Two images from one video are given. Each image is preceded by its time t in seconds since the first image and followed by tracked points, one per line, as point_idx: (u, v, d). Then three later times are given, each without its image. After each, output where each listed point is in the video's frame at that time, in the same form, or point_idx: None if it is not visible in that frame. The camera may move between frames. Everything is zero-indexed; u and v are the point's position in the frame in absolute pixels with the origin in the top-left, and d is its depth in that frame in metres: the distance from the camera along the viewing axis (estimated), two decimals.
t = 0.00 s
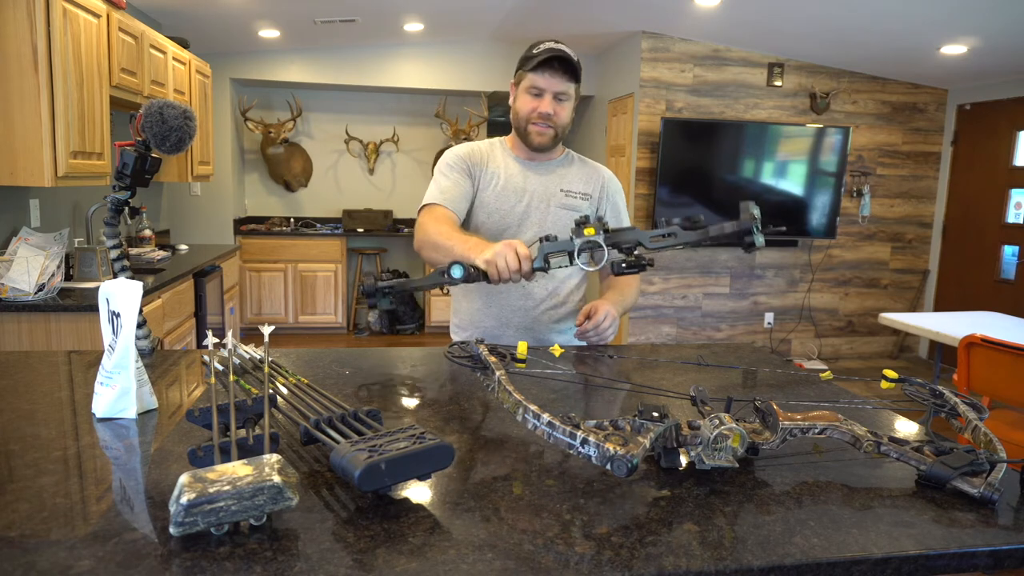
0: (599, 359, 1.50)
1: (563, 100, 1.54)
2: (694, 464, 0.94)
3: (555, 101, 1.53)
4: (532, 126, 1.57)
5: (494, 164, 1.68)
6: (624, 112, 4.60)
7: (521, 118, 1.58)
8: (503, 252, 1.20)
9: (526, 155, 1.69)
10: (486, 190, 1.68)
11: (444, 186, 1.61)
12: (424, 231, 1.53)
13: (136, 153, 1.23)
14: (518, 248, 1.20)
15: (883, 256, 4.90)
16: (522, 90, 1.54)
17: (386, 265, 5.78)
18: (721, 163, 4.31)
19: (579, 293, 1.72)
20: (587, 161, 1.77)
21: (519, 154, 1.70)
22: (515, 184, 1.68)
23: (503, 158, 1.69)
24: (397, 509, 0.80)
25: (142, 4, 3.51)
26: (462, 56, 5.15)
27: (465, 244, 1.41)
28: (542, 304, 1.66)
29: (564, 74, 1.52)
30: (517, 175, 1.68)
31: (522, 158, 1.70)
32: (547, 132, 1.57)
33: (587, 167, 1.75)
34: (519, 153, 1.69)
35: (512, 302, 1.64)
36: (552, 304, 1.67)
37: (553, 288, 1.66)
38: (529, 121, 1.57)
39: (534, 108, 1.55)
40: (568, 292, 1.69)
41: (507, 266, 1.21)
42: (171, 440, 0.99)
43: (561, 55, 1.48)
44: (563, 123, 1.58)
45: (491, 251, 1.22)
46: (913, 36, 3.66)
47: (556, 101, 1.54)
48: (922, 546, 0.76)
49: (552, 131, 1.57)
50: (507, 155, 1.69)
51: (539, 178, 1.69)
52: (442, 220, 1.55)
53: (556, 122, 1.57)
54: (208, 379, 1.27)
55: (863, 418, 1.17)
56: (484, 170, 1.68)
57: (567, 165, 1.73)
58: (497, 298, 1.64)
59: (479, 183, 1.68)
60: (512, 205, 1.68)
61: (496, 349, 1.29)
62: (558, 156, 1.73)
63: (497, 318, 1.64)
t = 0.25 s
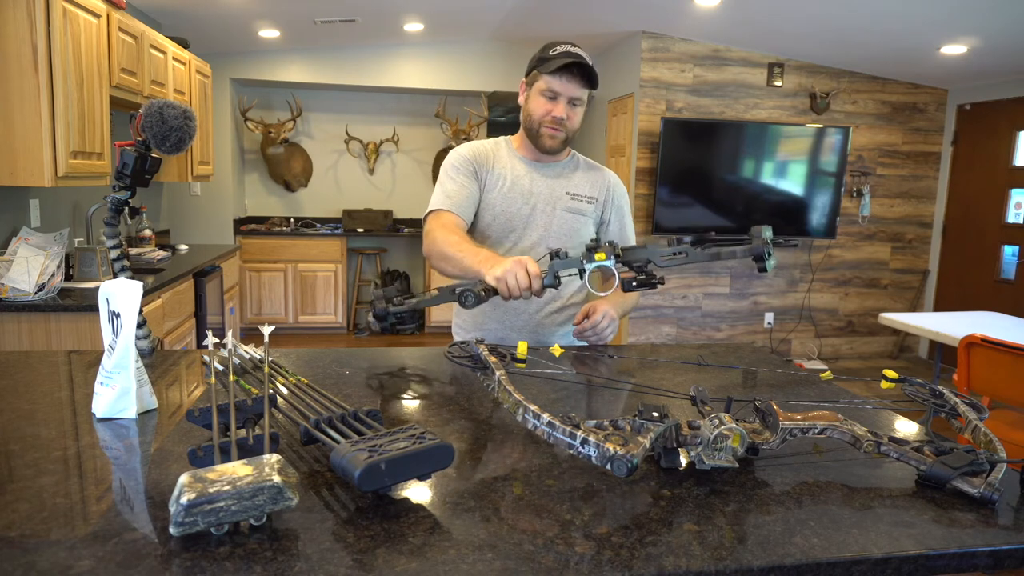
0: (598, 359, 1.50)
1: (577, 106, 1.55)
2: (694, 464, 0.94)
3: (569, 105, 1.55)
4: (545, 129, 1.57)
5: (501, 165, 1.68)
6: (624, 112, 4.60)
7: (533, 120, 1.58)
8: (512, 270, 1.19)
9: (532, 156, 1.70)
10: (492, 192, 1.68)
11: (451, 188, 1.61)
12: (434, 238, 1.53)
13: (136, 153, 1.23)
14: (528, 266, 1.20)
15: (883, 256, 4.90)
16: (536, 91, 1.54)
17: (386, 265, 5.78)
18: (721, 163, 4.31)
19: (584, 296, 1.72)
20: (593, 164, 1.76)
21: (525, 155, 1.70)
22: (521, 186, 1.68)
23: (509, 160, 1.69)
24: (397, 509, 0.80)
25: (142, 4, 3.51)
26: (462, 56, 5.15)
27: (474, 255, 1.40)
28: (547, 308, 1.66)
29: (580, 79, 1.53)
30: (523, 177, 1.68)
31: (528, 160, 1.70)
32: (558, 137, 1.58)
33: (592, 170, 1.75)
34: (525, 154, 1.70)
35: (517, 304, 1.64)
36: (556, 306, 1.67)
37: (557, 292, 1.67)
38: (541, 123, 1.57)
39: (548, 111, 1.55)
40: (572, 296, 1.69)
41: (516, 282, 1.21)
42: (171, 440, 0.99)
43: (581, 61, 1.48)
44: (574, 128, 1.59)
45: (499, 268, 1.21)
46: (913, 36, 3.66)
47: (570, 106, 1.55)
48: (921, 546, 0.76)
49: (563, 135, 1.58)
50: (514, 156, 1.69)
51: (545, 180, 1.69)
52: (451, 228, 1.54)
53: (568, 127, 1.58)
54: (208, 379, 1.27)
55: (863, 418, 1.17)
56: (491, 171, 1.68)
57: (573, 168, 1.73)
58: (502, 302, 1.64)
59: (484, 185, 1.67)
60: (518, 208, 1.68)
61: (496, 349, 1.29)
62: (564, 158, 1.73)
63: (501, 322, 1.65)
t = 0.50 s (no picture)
0: (598, 359, 1.50)
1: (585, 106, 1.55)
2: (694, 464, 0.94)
3: (577, 106, 1.54)
4: (552, 129, 1.57)
5: (504, 166, 1.68)
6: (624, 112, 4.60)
7: (540, 119, 1.58)
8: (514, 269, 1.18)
9: (536, 157, 1.70)
10: (495, 194, 1.67)
11: (454, 191, 1.61)
12: (433, 239, 1.53)
13: (136, 153, 1.23)
14: (529, 263, 1.19)
15: (883, 256, 4.90)
16: (544, 91, 1.54)
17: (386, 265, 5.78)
18: (721, 163, 4.31)
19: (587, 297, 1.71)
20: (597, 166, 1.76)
21: (529, 156, 1.70)
22: (525, 187, 1.68)
23: (513, 161, 1.69)
24: (397, 509, 0.80)
25: (142, 4, 3.51)
26: (462, 56, 5.15)
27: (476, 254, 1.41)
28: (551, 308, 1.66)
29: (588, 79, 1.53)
30: (527, 179, 1.68)
31: (533, 161, 1.70)
32: (564, 137, 1.58)
33: (596, 171, 1.75)
34: (530, 156, 1.70)
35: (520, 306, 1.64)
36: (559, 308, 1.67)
37: (561, 293, 1.66)
38: (548, 123, 1.57)
39: (556, 111, 1.55)
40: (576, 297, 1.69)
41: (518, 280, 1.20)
42: (171, 440, 0.99)
43: (591, 61, 1.48)
44: (580, 128, 1.59)
45: (500, 267, 1.20)
46: (913, 36, 3.66)
47: (578, 106, 1.55)
48: (922, 546, 0.76)
49: (569, 135, 1.58)
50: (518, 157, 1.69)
51: (549, 182, 1.69)
52: (452, 229, 1.54)
53: (575, 127, 1.58)
54: (208, 379, 1.27)
55: (863, 418, 1.17)
56: (494, 173, 1.68)
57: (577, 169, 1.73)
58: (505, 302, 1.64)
59: (488, 186, 1.67)
60: (521, 210, 1.68)
61: (496, 349, 1.29)
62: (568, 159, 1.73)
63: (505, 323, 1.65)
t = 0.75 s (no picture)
0: (598, 359, 1.50)
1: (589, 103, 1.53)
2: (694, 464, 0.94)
3: (581, 103, 1.53)
4: (555, 125, 1.55)
5: (507, 164, 1.67)
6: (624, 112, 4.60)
7: (544, 116, 1.57)
8: (522, 224, 1.21)
9: (540, 156, 1.68)
10: (498, 190, 1.68)
11: (454, 184, 1.61)
12: (434, 221, 1.53)
13: (136, 153, 1.23)
14: (535, 216, 1.22)
15: (883, 256, 4.90)
16: (548, 88, 1.53)
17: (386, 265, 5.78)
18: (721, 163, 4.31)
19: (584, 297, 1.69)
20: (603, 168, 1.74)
21: (534, 156, 1.69)
22: (526, 185, 1.67)
23: (516, 159, 1.68)
24: (397, 508, 0.80)
25: (142, 4, 3.51)
26: (462, 56, 5.15)
27: (479, 224, 1.42)
28: (547, 306, 1.65)
29: (592, 76, 1.51)
30: (529, 176, 1.67)
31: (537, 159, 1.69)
32: (567, 134, 1.57)
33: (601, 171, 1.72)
34: (534, 153, 1.69)
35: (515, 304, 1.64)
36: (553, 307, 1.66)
37: (558, 292, 1.64)
38: (551, 120, 1.55)
39: (559, 107, 1.53)
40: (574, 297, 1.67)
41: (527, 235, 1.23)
42: (171, 440, 0.99)
43: (594, 56, 1.47)
44: (584, 126, 1.58)
45: (509, 226, 1.23)
46: (913, 36, 3.66)
47: (582, 103, 1.53)
48: (921, 546, 0.76)
49: (572, 132, 1.56)
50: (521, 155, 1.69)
51: (552, 181, 1.68)
52: (453, 210, 1.55)
53: (578, 124, 1.56)
54: (208, 379, 1.27)
55: (863, 418, 1.17)
56: (496, 169, 1.68)
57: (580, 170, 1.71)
58: (501, 297, 1.64)
59: (490, 183, 1.68)
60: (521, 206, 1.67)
61: (496, 348, 1.29)
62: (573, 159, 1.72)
63: (501, 319, 1.65)
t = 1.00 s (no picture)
0: (599, 359, 1.50)
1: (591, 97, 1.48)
2: (694, 464, 0.94)
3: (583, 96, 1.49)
4: (557, 119, 1.47)
5: (512, 161, 1.67)
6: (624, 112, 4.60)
7: (546, 113, 1.52)
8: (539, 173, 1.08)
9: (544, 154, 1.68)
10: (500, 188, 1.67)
11: (459, 177, 1.60)
12: (445, 203, 1.52)
13: (136, 153, 1.23)
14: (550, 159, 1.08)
15: (883, 256, 4.90)
16: (548, 83, 1.50)
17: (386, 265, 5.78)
18: (721, 163, 4.31)
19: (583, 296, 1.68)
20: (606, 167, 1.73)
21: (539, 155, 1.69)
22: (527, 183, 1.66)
23: (520, 157, 1.68)
24: (398, 509, 0.80)
25: (142, 5, 3.51)
26: (462, 55, 5.15)
27: (494, 192, 1.41)
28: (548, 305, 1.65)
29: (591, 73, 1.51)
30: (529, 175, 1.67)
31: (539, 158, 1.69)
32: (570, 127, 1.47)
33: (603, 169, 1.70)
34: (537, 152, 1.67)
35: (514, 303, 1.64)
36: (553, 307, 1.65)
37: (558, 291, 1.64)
38: (553, 114, 1.48)
39: (561, 101, 1.48)
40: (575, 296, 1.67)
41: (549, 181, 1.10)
42: (171, 440, 0.99)
43: (590, 48, 1.49)
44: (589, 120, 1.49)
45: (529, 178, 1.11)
46: (913, 36, 3.66)
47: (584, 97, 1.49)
48: (922, 546, 0.76)
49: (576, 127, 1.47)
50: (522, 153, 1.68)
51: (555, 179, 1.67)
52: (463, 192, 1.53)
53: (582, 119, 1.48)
54: (208, 379, 1.27)
55: (863, 418, 1.17)
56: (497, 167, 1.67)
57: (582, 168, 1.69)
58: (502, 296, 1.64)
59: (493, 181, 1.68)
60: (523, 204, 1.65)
61: (496, 348, 1.29)
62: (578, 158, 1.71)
63: (503, 318, 1.65)
